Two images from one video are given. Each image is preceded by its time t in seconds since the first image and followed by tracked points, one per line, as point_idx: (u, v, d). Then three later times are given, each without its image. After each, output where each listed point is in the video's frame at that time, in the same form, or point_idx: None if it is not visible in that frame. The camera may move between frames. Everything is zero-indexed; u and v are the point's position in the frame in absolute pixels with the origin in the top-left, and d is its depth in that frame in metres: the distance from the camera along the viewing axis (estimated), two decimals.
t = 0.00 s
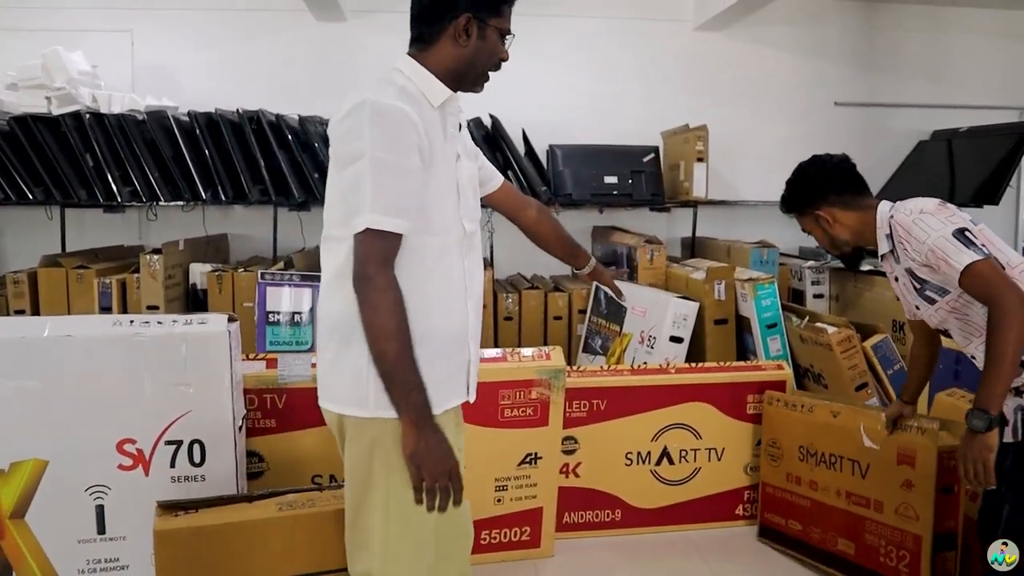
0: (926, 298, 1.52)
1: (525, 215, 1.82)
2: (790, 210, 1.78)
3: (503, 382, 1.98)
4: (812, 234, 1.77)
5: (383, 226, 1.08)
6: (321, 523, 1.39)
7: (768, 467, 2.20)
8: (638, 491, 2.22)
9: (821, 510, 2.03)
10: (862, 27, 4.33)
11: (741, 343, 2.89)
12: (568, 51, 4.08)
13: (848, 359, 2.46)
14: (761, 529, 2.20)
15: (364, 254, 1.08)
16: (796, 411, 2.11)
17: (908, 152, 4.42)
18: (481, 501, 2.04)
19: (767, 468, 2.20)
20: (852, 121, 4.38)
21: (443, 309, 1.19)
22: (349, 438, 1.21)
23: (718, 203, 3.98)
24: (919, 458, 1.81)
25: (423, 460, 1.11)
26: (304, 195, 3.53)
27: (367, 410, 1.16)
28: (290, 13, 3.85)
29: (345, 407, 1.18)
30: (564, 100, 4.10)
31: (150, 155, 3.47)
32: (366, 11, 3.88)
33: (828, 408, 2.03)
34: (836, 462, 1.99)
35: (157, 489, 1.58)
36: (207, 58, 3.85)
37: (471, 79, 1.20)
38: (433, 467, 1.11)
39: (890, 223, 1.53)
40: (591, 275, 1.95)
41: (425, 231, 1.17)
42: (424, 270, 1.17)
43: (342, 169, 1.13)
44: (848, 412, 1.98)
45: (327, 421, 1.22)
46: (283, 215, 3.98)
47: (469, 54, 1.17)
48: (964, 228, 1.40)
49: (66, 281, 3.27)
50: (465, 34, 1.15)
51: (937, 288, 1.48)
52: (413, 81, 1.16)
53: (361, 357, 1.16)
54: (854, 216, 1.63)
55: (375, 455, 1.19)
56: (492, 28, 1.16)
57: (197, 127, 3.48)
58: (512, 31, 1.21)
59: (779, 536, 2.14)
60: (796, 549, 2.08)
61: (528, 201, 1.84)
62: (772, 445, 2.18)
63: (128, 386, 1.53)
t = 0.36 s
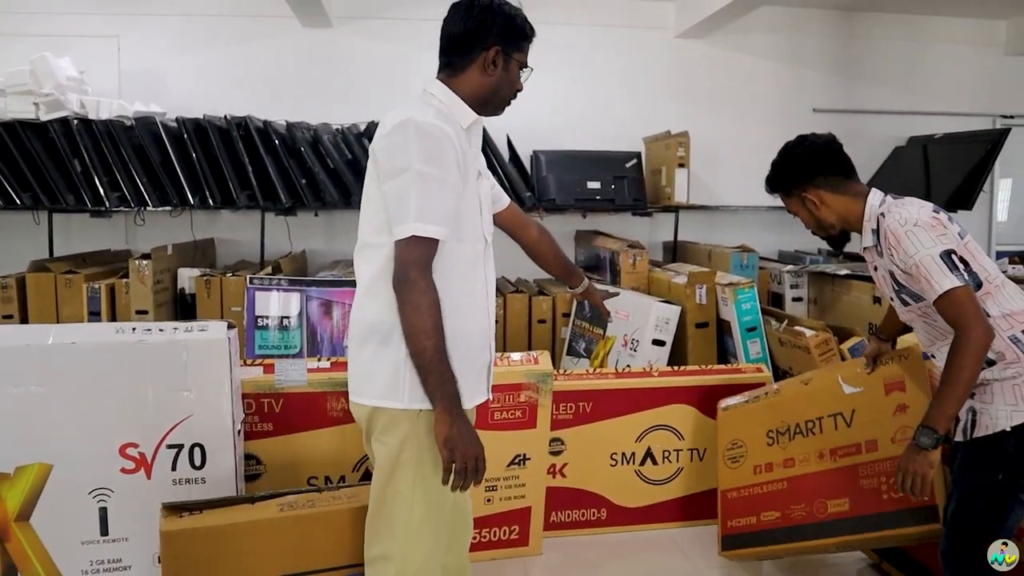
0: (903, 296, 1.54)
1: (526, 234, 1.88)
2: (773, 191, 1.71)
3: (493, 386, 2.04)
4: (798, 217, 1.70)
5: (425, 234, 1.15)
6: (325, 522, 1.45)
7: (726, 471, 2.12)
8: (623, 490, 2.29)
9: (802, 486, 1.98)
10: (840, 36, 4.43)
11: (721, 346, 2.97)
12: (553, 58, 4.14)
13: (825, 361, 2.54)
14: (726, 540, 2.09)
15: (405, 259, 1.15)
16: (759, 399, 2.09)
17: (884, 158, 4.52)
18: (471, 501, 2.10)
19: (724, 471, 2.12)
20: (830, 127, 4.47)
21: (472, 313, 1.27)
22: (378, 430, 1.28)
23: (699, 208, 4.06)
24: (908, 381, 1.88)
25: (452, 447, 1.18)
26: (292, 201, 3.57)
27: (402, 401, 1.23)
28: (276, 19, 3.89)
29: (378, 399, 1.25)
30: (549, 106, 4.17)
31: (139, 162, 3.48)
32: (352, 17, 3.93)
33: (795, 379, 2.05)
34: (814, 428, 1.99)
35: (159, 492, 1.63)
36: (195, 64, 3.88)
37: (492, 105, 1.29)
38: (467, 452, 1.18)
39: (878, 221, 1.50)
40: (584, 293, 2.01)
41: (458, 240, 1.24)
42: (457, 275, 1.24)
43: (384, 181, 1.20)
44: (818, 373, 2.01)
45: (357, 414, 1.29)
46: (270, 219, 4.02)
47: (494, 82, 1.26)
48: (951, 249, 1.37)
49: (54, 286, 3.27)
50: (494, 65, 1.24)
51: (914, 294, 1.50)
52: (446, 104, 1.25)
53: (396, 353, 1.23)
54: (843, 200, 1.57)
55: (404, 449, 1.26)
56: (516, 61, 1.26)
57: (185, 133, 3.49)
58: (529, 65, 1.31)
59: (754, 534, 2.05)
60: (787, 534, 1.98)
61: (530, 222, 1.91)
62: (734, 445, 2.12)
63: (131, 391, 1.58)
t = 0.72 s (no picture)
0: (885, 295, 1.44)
1: (517, 256, 1.92)
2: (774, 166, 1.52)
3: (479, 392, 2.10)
4: (795, 197, 1.51)
5: (425, 248, 1.20)
6: (321, 525, 1.50)
7: (681, 463, 1.84)
8: (605, 492, 2.34)
9: (777, 468, 1.79)
10: (818, 44, 4.52)
11: (701, 351, 3.02)
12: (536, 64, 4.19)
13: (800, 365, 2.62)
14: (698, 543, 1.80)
15: (406, 271, 1.20)
16: (705, 381, 1.87)
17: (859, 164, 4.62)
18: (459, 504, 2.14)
19: (676, 465, 1.84)
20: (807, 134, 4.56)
21: (468, 324, 1.32)
22: (377, 434, 1.33)
23: (680, 213, 4.13)
24: (873, 348, 1.80)
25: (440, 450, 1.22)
26: (277, 207, 3.60)
27: (401, 405, 1.28)
28: (260, 26, 3.91)
29: (378, 403, 1.30)
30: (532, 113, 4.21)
31: (123, 167, 3.48)
32: (336, 24, 3.96)
33: (746, 355, 1.87)
34: (778, 407, 1.81)
35: (154, 498, 1.67)
36: (178, 69, 3.87)
37: (495, 132, 1.35)
38: (455, 457, 1.23)
39: (886, 216, 1.38)
40: (564, 321, 2.02)
41: (458, 255, 1.29)
42: (454, 288, 1.29)
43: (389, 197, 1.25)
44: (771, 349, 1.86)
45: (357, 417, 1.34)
46: (255, 224, 4.04)
47: (501, 112, 1.32)
48: (952, 265, 1.28)
49: (40, 293, 3.25)
50: (501, 95, 1.30)
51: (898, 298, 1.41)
52: (453, 127, 1.30)
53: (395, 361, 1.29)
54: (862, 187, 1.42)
55: (401, 452, 1.31)
56: (521, 92, 1.32)
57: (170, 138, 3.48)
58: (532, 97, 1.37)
59: (730, 528, 1.80)
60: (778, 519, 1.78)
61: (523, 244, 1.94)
62: (683, 435, 1.84)
63: (128, 398, 1.63)
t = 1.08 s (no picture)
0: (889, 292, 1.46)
1: (504, 272, 1.97)
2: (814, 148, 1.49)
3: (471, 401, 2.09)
4: (829, 180, 1.49)
5: (442, 265, 1.24)
6: (324, 532, 1.55)
7: (651, 434, 1.86)
8: (599, 496, 2.39)
9: (747, 437, 1.85)
10: (809, 50, 4.57)
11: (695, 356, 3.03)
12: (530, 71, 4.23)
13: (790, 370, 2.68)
14: (668, 510, 1.86)
15: (423, 287, 1.24)
16: (674, 348, 1.88)
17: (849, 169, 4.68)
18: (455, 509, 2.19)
19: (647, 436, 1.86)
20: (798, 139, 4.61)
21: (480, 337, 1.36)
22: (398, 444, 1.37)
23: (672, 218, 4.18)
24: (843, 319, 1.84)
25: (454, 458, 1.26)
26: (273, 213, 3.63)
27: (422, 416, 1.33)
28: (257, 32, 3.94)
29: (398, 413, 1.34)
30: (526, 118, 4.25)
31: (121, 173, 3.49)
32: (332, 31, 4.00)
33: (716, 323, 1.89)
34: (748, 376, 1.86)
35: (159, 505, 1.71)
36: (175, 75, 3.90)
37: (501, 153, 1.40)
38: (465, 465, 1.28)
39: (917, 222, 1.38)
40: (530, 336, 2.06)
41: (471, 271, 1.33)
42: (467, 302, 1.33)
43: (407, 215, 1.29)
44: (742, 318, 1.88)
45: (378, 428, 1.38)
46: (251, 230, 4.08)
47: (506, 135, 1.38)
48: (957, 290, 1.30)
49: (38, 299, 3.27)
50: (508, 119, 1.36)
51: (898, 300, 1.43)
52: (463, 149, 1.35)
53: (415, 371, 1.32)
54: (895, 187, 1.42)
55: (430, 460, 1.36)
56: (526, 116, 1.38)
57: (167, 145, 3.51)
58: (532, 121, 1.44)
59: (701, 499, 1.86)
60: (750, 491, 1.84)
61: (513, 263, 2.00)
62: (652, 405, 1.86)
63: (133, 408, 1.67)
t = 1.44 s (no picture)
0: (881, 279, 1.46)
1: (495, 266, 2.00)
2: (858, 114, 1.44)
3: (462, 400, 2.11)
4: (861, 149, 1.46)
5: (475, 278, 1.27)
6: (315, 533, 1.56)
7: (650, 401, 1.81)
8: (589, 496, 2.40)
9: (747, 406, 1.83)
10: (800, 50, 4.58)
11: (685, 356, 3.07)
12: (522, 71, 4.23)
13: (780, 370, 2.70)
14: (671, 482, 1.79)
15: (457, 299, 1.27)
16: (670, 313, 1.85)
17: (840, 168, 4.69)
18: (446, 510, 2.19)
19: (646, 403, 1.81)
20: (790, 139, 4.63)
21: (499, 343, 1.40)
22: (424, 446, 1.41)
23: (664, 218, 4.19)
24: (836, 287, 1.85)
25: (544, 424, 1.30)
26: (265, 213, 3.62)
27: (448, 421, 1.36)
28: (248, 32, 3.93)
29: (421, 419, 1.37)
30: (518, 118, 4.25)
31: (111, 173, 3.47)
32: (323, 31, 4.00)
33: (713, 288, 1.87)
34: (746, 343, 1.85)
35: (150, 507, 1.71)
36: (167, 74, 3.89)
37: (502, 162, 1.42)
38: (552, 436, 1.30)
39: (928, 214, 1.37)
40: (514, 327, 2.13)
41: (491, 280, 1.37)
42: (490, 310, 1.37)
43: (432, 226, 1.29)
44: (738, 284, 1.87)
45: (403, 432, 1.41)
46: (242, 229, 4.07)
47: (506, 145, 1.39)
48: (943, 290, 1.30)
49: (28, 300, 3.26)
50: (510, 129, 1.38)
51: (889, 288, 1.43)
52: (474, 159, 1.36)
53: (442, 379, 1.36)
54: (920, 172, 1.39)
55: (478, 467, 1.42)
56: (528, 126, 1.40)
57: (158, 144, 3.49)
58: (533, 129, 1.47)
59: (702, 470, 1.80)
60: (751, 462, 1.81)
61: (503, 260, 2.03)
62: (651, 371, 1.82)
63: (124, 409, 1.67)
